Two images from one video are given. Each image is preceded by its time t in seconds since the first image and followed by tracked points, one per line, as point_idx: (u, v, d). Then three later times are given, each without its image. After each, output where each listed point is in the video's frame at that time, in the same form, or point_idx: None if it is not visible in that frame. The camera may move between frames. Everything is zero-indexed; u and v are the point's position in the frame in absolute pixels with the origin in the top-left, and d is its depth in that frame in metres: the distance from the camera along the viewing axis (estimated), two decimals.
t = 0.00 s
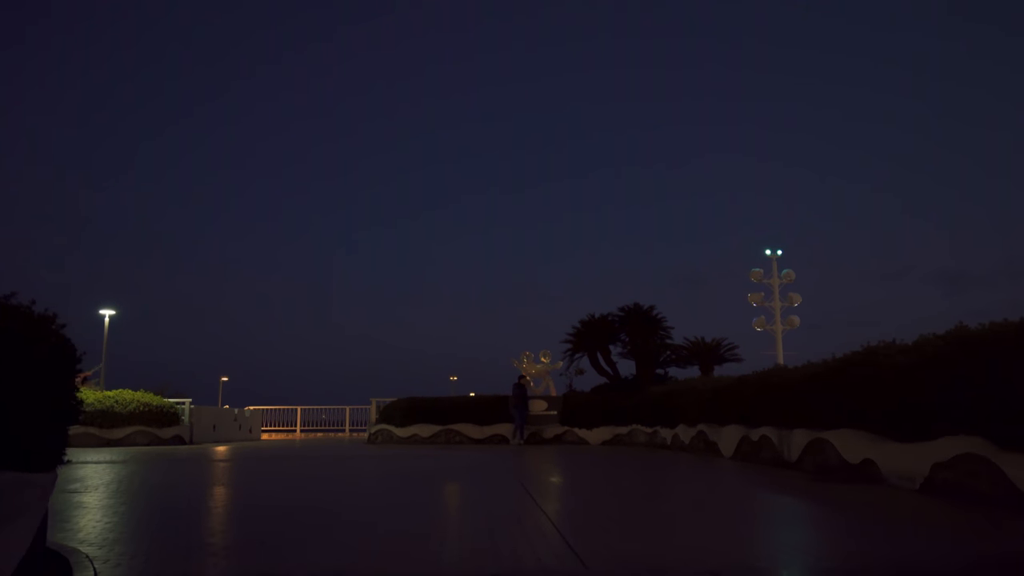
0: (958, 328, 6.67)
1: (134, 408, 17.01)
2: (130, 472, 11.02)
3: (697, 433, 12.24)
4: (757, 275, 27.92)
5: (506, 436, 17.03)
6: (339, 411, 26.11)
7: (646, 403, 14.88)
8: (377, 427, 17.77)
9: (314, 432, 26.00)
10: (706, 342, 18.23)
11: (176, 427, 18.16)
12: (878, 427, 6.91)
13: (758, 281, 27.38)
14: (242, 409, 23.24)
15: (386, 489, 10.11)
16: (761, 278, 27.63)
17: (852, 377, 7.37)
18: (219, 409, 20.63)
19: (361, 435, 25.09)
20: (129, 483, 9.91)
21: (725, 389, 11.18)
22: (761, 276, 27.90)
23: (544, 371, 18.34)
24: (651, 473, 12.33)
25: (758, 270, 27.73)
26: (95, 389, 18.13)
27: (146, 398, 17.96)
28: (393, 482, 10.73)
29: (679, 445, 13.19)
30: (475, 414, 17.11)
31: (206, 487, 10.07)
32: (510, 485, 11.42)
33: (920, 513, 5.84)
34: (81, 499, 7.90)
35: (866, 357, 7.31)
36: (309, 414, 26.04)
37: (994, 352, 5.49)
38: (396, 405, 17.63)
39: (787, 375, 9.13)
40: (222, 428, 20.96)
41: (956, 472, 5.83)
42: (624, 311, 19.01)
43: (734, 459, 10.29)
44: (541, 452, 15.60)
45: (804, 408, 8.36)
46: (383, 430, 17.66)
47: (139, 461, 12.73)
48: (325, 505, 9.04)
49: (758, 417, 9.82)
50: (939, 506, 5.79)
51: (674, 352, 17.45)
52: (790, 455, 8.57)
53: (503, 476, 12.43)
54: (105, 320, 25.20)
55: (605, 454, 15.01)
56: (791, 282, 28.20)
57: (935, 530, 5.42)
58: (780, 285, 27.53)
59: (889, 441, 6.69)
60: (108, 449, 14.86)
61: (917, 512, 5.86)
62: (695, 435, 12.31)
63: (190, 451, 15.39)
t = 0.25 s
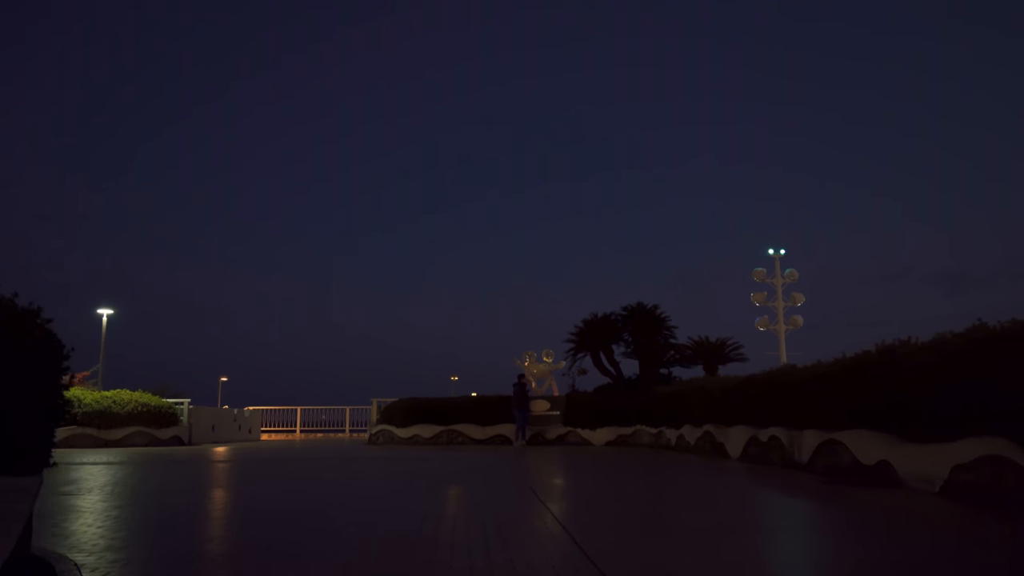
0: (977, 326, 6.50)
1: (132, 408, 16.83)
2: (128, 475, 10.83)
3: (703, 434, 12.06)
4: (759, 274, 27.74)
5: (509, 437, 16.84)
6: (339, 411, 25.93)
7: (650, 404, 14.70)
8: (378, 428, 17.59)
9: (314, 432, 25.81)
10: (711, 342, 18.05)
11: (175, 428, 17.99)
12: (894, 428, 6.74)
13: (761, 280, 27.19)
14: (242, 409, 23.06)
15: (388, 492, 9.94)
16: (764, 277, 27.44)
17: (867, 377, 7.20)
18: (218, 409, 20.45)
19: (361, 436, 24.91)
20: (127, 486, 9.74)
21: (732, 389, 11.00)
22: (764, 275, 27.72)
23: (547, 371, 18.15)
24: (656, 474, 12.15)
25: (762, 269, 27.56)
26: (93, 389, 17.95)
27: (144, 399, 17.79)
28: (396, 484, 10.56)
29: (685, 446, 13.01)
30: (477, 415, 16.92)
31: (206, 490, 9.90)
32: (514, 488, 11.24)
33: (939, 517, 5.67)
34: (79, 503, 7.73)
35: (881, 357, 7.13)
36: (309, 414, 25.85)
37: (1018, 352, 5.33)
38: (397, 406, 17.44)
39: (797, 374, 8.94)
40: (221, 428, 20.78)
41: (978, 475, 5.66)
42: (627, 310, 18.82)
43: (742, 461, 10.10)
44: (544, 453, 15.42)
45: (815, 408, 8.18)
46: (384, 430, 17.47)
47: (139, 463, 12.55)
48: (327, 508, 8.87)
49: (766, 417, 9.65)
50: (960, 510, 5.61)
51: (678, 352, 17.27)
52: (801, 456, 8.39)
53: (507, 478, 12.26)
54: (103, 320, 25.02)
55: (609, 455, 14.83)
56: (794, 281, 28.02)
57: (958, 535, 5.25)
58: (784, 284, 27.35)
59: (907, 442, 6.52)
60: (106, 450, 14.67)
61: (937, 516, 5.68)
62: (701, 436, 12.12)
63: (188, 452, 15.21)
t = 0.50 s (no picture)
0: (994, 323, 6.31)
1: (127, 410, 16.61)
2: (124, 478, 10.61)
3: (707, 435, 11.87)
4: (760, 274, 27.59)
5: (509, 439, 16.64)
6: (337, 413, 25.73)
7: (652, 404, 14.51)
8: (377, 429, 17.38)
9: (312, 434, 25.60)
10: (713, 342, 17.88)
11: (171, 430, 17.78)
12: (907, 427, 6.55)
13: (761, 281, 27.05)
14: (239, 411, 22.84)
15: (389, 495, 9.73)
16: (765, 278, 27.30)
17: (878, 375, 7.01)
18: (215, 411, 20.25)
19: (360, 437, 24.72)
20: (123, 489, 9.52)
21: (737, 389, 10.81)
22: (765, 275, 27.56)
23: (547, 372, 17.95)
24: (659, 475, 11.95)
25: (762, 269, 27.39)
26: (88, 391, 17.72)
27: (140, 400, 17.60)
28: (396, 487, 10.35)
29: (688, 447, 12.81)
30: (477, 416, 16.72)
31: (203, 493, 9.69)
32: (515, 489, 11.04)
33: (958, 519, 5.48)
34: (72, 506, 7.51)
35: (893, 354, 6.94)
36: (307, 416, 25.64)
37: None
38: (396, 407, 17.23)
39: (805, 374, 8.76)
40: (218, 430, 20.56)
41: (998, 477, 5.48)
42: (629, 310, 18.64)
43: (748, 462, 9.91)
44: (544, 454, 15.22)
45: (823, 408, 8.00)
46: (383, 432, 17.26)
47: (135, 465, 12.33)
48: (325, 511, 8.66)
49: (773, 418, 9.46)
50: (980, 513, 5.43)
51: (680, 352, 17.08)
52: (810, 457, 8.20)
53: (508, 480, 12.05)
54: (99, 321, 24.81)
55: (611, 456, 14.63)
56: (795, 281, 27.86)
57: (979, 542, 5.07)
58: (784, 284, 27.19)
59: (922, 442, 6.33)
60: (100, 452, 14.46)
61: (955, 519, 5.50)
62: (705, 437, 11.94)
63: (184, 454, 15.01)
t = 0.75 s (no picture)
0: (1011, 323, 6.14)
1: (121, 411, 16.40)
2: (120, 481, 10.41)
3: (710, 435, 11.69)
4: (760, 273, 27.42)
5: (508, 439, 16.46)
6: (334, 413, 25.54)
7: (653, 404, 14.34)
8: (375, 430, 17.19)
9: (309, 434, 25.39)
10: (714, 342, 17.70)
11: (166, 431, 17.58)
12: (921, 429, 6.37)
13: (761, 280, 26.89)
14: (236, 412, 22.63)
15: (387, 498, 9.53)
16: (765, 277, 27.14)
17: (890, 376, 6.83)
18: (210, 412, 20.05)
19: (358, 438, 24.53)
20: (119, 492, 9.31)
21: (741, 390, 10.64)
22: (765, 274, 27.39)
23: (546, 372, 17.77)
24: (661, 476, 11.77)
25: (763, 268, 27.24)
26: (81, 391, 17.51)
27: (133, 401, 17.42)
28: (396, 490, 10.15)
29: (691, 448, 12.63)
30: (475, 416, 16.53)
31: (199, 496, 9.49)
32: (516, 491, 10.85)
33: (976, 525, 5.32)
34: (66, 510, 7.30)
35: (906, 354, 6.76)
36: (304, 416, 25.44)
37: None
38: (394, 407, 17.04)
39: (811, 374, 8.58)
40: (213, 430, 20.36)
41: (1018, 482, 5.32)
42: (629, 309, 18.46)
43: (753, 464, 9.74)
44: (544, 455, 15.04)
45: (832, 409, 7.81)
46: (381, 432, 17.08)
47: (130, 468, 12.12)
48: (324, 515, 8.45)
49: (778, 418, 9.28)
50: (1000, 519, 5.27)
51: (681, 352, 16.91)
52: (817, 459, 8.01)
53: (508, 482, 11.86)
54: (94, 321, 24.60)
55: (612, 457, 14.45)
56: (796, 280, 27.70)
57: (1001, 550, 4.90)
58: (785, 283, 27.04)
59: (936, 445, 6.17)
60: (94, 454, 14.27)
61: (974, 525, 5.34)
62: (708, 438, 11.77)
63: (179, 455, 14.83)
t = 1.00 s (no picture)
0: None
1: (117, 411, 16.21)
2: (117, 481, 10.26)
3: (715, 436, 11.51)
4: (762, 272, 27.28)
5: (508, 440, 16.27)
6: (333, 413, 25.35)
7: (656, 404, 14.16)
8: (374, 430, 17.00)
9: (307, 434, 25.20)
10: (717, 341, 17.54)
11: (162, 431, 17.38)
12: (941, 430, 6.19)
13: (763, 279, 26.75)
14: (233, 411, 22.44)
15: (387, 498, 9.38)
16: (767, 276, 27.00)
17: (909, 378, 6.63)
18: (208, 412, 19.85)
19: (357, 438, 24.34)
20: (116, 492, 9.17)
21: (747, 389, 10.46)
22: (767, 274, 27.25)
23: (548, 371, 17.60)
24: (662, 475, 11.60)
25: (764, 267, 27.08)
26: (77, 391, 17.32)
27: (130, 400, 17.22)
28: (395, 490, 10.00)
29: (695, 449, 12.46)
30: (476, 416, 16.34)
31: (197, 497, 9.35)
32: (516, 491, 10.69)
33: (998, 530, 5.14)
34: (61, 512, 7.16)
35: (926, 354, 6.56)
36: (302, 416, 25.24)
37: None
38: (393, 407, 16.85)
39: (821, 375, 8.40)
40: (211, 430, 20.16)
41: None
42: (631, 308, 18.28)
43: (760, 465, 9.55)
44: (545, 456, 14.86)
45: (846, 411, 7.63)
46: (380, 433, 16.89)
47: (127, 468, 11.97)
48: (324, 515, 8.27)
49: (786, 420, 9.09)
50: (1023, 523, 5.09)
51: (683, 351, 16.74)
52: (827, 462, 7.83)
53: (508, 482, 11.70)
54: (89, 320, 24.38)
55: (614, 458, 14.27)
56: (797, 280, 27.54)
57: None
58: (786, 283, 26.88)
59: (955, 446, 5.99)
60: (89, 455, 14.09)
61: (995, 529, 5.16)
62: (713, 439, 11.58)
63: (176, 456, 14.64)
